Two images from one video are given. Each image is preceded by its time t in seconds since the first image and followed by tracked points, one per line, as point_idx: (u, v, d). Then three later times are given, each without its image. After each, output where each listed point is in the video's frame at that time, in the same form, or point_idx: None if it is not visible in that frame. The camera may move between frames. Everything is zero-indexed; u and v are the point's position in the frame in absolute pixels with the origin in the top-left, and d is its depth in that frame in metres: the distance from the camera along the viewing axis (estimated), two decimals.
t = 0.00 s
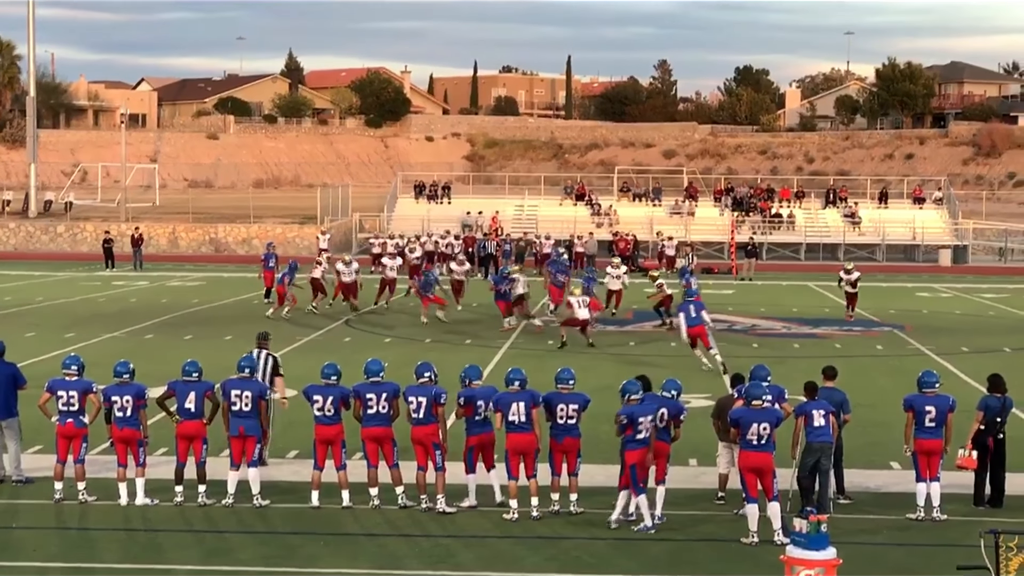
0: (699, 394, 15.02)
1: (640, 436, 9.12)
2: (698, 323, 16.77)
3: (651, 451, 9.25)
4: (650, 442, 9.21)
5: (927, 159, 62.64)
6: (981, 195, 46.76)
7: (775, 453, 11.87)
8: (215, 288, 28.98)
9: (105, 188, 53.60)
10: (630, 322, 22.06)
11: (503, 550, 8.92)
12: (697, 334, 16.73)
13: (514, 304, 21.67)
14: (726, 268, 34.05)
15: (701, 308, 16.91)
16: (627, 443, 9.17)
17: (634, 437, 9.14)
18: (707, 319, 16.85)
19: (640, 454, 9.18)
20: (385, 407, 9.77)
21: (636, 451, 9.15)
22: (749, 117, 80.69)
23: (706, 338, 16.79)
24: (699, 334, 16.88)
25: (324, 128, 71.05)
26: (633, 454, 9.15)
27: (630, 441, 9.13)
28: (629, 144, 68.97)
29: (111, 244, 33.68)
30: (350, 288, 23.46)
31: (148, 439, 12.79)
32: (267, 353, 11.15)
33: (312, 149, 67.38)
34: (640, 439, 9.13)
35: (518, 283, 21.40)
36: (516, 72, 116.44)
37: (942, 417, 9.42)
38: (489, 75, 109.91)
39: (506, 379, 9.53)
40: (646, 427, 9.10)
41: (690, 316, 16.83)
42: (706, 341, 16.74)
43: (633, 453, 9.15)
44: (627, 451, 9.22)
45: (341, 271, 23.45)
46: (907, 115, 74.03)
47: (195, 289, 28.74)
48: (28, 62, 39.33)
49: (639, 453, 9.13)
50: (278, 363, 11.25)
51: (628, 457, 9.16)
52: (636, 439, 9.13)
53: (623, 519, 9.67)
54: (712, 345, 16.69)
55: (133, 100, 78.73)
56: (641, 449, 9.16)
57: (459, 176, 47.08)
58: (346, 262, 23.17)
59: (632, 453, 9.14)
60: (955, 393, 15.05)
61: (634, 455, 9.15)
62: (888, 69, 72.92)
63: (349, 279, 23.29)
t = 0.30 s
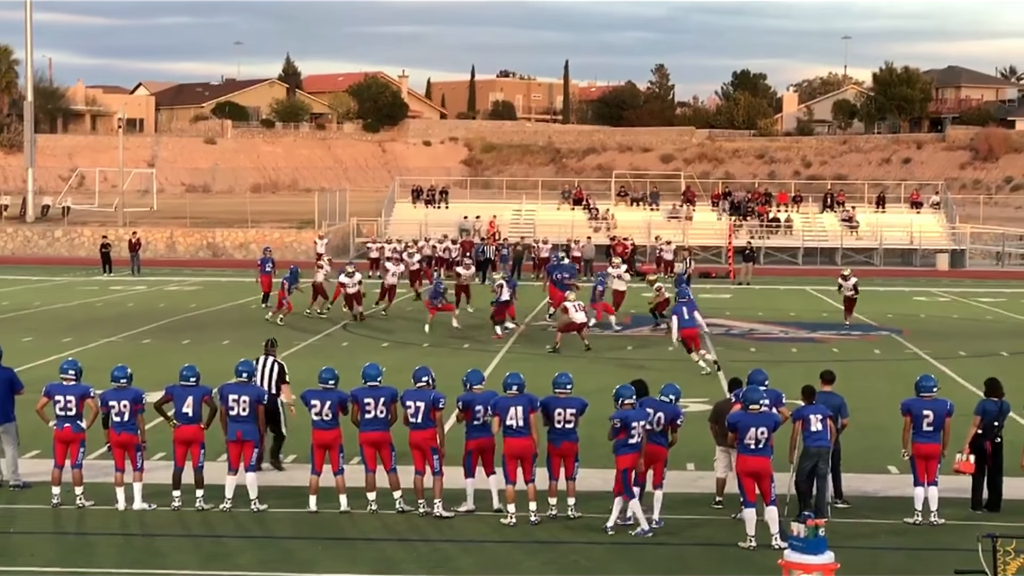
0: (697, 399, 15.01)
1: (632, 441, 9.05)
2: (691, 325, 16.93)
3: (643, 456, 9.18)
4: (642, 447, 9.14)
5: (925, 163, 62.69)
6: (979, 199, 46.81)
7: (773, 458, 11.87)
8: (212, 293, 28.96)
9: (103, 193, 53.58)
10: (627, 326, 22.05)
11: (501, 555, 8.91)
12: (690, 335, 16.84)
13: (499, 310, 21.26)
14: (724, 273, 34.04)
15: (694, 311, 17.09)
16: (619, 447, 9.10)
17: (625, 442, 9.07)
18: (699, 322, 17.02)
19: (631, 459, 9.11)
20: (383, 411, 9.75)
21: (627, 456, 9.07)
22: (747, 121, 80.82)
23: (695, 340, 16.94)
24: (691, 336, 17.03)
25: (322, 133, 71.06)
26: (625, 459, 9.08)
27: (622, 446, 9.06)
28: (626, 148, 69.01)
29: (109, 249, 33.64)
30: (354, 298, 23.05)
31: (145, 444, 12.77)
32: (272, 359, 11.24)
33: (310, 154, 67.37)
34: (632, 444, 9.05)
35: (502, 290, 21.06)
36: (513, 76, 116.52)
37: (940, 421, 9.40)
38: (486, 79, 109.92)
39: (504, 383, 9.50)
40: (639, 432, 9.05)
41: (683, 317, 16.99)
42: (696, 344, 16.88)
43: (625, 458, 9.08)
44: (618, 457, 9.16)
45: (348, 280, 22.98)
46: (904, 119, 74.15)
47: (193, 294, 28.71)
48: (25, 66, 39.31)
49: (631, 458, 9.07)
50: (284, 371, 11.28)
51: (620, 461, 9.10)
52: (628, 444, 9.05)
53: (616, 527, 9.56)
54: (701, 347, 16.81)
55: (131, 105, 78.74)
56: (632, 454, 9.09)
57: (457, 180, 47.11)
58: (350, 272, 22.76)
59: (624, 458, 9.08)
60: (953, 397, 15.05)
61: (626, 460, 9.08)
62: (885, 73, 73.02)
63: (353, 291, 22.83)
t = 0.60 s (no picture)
0: (693, 404, 15.01)
1: (621, 444, 9.15)
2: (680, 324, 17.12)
3: (634, 460, 9.26)
4: (633, 450, 9.24)
5: (921, 168, 62.73)
6: (974, 204, 46.88)
7: (769, 463, 11.87)
8: (209, 298, 28.93)
9: (99, 198, 53.55)
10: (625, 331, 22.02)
11: (497, 559, 8.90)
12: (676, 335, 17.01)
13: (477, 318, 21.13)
14: (720, 278, 34.08)
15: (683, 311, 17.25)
16: (609, 451, 9.20)
17: (616, 446, 9.18)
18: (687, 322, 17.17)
19: (622, 463, 9.21)
20: (380, 417, 9.75)
21: (617, 459, 9.17)
22: (743, 126, 80.95)
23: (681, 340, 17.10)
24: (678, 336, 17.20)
25: (318, 138, 71.04)
26: (614, 463, 9.18)
27: (612, 449, 9.17)
28: (622, 154, 69.01)
29: (105, 254, 33.60)
30: (355, 305, 23.00)
31: (142, 449, 12.75)
32: (281, 372, 10.85)
33: (307, 159, 67.37)
34: (622, 448, 9.15)
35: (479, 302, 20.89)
36: (509, 81, 116.57)
37: (937, 425, 9.38)
38: (483, 84, 109.97)
39: (501, 387, 9.52)
40: (629, 436, 9.13)
41: (672, 316, 17.22)
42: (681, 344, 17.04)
43: (615, 463, 9.18)
44: (609, 460, 9.25)
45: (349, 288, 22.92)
46: (900, 125, 74.25)
47: (190, 299, 28.70)
48: (22, 72, 39.32)
49: (620, 462, 9.16)
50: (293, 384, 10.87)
51: (610, 465, 9.20)
52: (617, 448, 9.16)
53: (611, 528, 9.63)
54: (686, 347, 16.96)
55: (127, 110, 78.74)
56: (623, 457, 9.18)
57: (453, 186, 47.11)
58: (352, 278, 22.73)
59: (615, 462, 9.17)
60: (949, 402, 15.05)
61: (616, 464, 9.18)
62: (881, 78, 73.15)
63: (354, 297, 22.80)
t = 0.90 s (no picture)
0: (689, 409, 15.00)
1: (612, 449, 9.10)
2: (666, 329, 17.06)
3: (624, 465, 9.22)
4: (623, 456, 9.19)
5: (916, 173, 62.78)
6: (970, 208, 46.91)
7: (765, 468, 11.86)
8: (204, 304, 28.92)
9: (94, 204, 53.50)
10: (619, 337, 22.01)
11: (493, 564, 8.89)
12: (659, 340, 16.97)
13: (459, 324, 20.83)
14: (715, 283, 34.11)
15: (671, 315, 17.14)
16: (599, 456, 9.16)
17: (606, 451, 9.12)
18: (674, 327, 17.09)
19: (612, 467, 9.16)
20: (375, 422, 9.73)
21: (608, 464, 9.12)
22: (738, 131, 81.10)
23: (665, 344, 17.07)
24: (663, 339, 17.15)
25: (314, 144, 71.03)
26: (604, 468, 9.13)
27: (603, 454, 9.11)
28: (618, 159, 69.03)
29: (100, 259, 33.55)
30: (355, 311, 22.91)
31: (137, 455, 12.72)
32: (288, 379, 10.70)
33: (302, 165, 67.35)
34: (612, 453, 9.10)
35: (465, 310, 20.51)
36: (504, 86, 116.67)
37: (932, 430, 9.38)
38: (478, 90, 110.06)
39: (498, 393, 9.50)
40: (620, 441, 9.09)
41: (658, 319, 17.15)
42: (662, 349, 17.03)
43: (604, 467, 9.13)
44: (599, 465, 9.20)
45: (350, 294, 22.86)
46: (895, 130, 74.36)
47: (185, 304, 28.67)
48: (16, 78, 39.28)
49: (611, 466, 9.11)
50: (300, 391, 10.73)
51: (600, 470, 9.14)
52: (608, 452, 9.11)
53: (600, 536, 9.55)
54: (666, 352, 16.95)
55: (123, 115, 78.71)
56: (614, 462, 9.13)
57: (449, 191, 47.11)
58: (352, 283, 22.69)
59: (605, 467, 9.11)
60: (944, 407, 15.07)
61: (606, 469, 9.13)
62: (876, 83, 73.30)
63: (354, 302, 22.72)
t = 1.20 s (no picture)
0: (682, 413, 15.01)
1: (601, 454, 9.13)
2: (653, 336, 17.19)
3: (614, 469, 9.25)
4: (614, 460, 9.21)
5: (909, 177, 62.83)
6: (964, 213, 46.97)
7: (758, 472, 11.86)
8: (197, 309, 28.86)
9: (88, 209, 53.43)
10: (610, 342, 21.97)
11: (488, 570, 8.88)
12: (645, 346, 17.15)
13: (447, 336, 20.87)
14: (709, 288, 34.14)
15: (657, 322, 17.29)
16: (589, 459, 9.19)
17: (595, 455, 9.16)
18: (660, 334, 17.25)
19: (601, 471, 9.18)
20: (369, 427, 9.71)
21: (598, 468, 9.16)
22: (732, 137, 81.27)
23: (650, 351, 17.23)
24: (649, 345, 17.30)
25: (307, 149, 71.00)
26: (594, 472, 9.16)
27: (591, 458, 9.16)
28: (611, 164, 69.02)
29: (94, 265, 33.46)
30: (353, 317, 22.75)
31: (131, 460, 12.70)
32: (292, 381, 10.74)
33: (296, 170, 67.29)
34: (602, 457, 9.13)
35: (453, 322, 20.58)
36: (498, 91, 116.77)
37: (926, 435, 9.38)
38: (472, 95, 110.11)
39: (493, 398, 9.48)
40: (608, 445, 9.11)
41: (646, 326, 17.28)
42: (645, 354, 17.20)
43: (594, 471, 9.16)
44: (589, 468, 9.23)
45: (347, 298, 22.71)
46: (888, 134, 74.47)
47: (179, 310, 28.62)
48: (10, 83, 39.23)
49: (601, 470, 9.14)
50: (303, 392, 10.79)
51: (591, 474, 9.18)
52: (597, 457, 9.14)
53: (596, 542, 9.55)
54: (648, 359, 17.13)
55: (116, 121, 78.65)
56: (605, 466, 9.16)
57: (442, 196, 47.10)
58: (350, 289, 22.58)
59: (594, 470, 9.15)
60: (937, 411, 15.07)
61: (596, 472, 9.17)
62: (869, 88, 73.50)
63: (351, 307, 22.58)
